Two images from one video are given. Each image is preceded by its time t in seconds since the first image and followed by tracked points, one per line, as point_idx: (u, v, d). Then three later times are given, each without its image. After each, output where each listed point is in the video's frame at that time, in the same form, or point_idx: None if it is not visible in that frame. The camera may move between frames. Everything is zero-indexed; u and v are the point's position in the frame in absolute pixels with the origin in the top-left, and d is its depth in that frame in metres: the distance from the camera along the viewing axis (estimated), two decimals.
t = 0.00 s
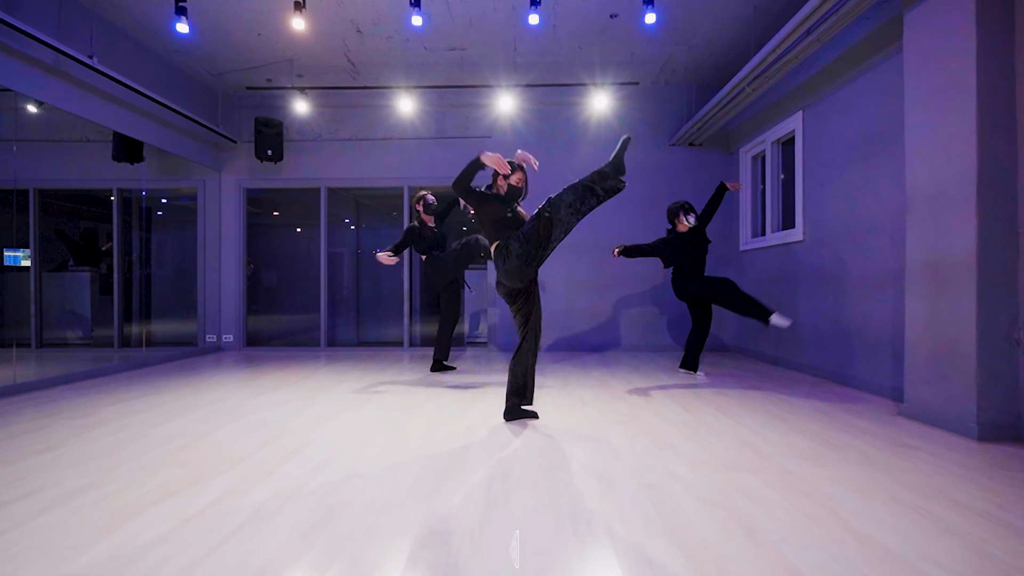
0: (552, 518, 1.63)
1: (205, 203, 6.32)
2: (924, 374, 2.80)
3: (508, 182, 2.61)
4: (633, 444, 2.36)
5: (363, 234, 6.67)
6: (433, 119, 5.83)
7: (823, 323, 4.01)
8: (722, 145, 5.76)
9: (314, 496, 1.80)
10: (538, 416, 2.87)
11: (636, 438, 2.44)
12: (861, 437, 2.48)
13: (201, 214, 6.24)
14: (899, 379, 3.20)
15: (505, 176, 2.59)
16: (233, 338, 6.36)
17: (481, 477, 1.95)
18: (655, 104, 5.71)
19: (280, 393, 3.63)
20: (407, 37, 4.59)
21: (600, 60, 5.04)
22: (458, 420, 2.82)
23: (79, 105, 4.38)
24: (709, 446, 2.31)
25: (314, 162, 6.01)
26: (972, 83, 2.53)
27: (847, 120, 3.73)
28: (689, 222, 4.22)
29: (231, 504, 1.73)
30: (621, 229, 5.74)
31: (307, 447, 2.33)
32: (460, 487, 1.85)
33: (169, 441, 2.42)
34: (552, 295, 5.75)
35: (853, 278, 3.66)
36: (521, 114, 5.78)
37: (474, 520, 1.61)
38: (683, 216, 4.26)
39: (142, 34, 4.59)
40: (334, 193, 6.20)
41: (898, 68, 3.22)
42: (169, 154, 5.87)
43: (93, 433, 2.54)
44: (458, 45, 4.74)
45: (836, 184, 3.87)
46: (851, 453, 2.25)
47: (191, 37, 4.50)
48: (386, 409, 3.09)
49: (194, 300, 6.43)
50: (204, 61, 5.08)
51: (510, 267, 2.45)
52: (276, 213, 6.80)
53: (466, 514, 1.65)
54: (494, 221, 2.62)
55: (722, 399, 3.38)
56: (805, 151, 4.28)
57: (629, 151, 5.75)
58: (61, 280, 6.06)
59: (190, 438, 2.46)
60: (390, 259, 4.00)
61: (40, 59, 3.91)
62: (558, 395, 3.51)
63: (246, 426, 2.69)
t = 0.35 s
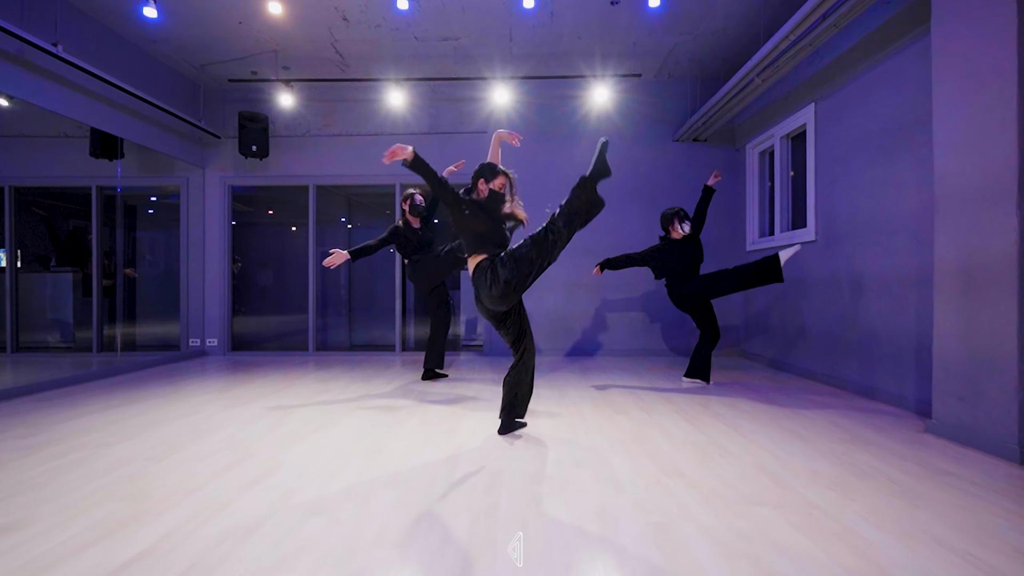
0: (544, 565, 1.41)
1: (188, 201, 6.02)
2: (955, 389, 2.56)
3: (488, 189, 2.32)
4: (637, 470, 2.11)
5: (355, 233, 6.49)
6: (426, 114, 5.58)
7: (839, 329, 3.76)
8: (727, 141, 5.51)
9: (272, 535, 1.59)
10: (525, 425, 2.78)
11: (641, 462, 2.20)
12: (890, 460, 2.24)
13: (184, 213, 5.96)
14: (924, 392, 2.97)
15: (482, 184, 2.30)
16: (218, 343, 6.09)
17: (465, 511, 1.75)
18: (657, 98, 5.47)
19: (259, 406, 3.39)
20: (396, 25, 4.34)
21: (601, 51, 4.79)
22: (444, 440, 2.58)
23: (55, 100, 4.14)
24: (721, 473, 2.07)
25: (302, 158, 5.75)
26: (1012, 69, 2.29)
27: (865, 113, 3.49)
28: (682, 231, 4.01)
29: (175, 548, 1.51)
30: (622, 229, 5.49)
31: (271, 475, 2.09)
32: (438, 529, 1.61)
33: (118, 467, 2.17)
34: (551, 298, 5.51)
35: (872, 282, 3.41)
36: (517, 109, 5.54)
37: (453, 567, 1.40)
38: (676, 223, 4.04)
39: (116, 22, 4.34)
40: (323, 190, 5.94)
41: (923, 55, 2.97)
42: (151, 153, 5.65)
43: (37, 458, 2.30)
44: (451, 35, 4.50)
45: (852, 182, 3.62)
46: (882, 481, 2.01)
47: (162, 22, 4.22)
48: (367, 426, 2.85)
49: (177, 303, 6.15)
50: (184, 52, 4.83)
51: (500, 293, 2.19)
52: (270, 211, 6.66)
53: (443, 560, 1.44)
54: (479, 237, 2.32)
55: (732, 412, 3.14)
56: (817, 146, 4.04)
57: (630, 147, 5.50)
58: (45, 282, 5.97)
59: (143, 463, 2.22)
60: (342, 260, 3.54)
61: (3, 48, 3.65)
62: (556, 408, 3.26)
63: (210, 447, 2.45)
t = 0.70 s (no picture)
0: (543, 567, 1.44)
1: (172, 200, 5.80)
2: (987, 403, 2.35)
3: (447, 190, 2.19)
4: (643, 497, 1.90)
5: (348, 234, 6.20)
6: (419, 110, 5.37)
7: (854, 336, 3.55)
8: (732, 139, 5.30)
9: (269, 541, 1.60)
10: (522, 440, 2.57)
11: (647, 488, 1.98)
12: (923, 485, 2.03)
13: (168, 213, 5.74)
14: (949, 405, 2.76)
15: (438, 181, 2.18)
16: (203, 348, 5.86)
17: (457, 514, 1.78)
18: (660, 94, 5.26)
19: (237, 418, 3.17)
20: (386, 16, 4.13)
21: (601, 44, 4.58)
22: (430, 458, 2.38)
23: (33, 95, 3.94)
24: (737, 501, 1.86)
25: (291, 156, 5.54)
26: None
27: (882, 107, 3.29)
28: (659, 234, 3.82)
29: None
30: (624, 230, 5.29)
31: (236, 504, 1.87)
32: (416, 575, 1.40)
33: (66, 495, 1.96)
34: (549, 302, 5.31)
35: (890, 286, 3.21)
36: (514, 105, 5.33)
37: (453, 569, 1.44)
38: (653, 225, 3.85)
39: (92, 12, 4.13)
40: (313, 190, 5.74)
41: (948, 43, 2.77)
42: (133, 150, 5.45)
43: None
44: (444, 27, 4.29)
45: (868, 180, 3.41)
46: (918, 510, 1.81)
47: (128, 8, 4.00)
48: (348, 443, 2.63)
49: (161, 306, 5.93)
50: (165, 44, 4.62)
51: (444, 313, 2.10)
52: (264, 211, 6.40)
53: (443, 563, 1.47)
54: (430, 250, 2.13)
55: (741, 426, 2.93)
56: (829, 143, 3.83)
57: (631, 144, 5.29)
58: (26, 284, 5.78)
59: (94, 490, 2.00)
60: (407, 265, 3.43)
61: None
62: (554, 421, 3.05)
63: (172, 470, 2.23)
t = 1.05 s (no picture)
0: (543, 564, 1.45)
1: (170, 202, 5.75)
2: (1004, 408, 2.27)
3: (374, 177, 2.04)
4: (649, 506, 1.83)
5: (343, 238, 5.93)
6: (419, 111, 5.31)
7: (862, 340, 3.47)
8: (735, 140, 5.24)
9: (266, 546, 1.56)
10: (484, 451, 2.49)
11: (653, 497, 1.91)
12: (941, 494, 1.95)
13: (165, 214, 5.69)
14: (963, 410, 2.68)
15: (361, 171, 2.04)
16: (200, 350, 5.79)
17: (452, 513, 1.79)
18: (662, 95, 5.21)
19: (231, 423, 3.10)
20: (385, 14, 4.08)
21: (604, 43, 4.53)
22: (427, 465, 2.30)
23: (31, 94, 3.90)
24: (747, 510, 1.79)
25: (290, 157, 5.49)
26: None
27: (891, 105, 3.23)
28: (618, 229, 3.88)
29: None
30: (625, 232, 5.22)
31: (225, 513, 1.80)
32: None
33: (48, 503, 1.88)
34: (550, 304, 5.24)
35: (899, 288, 3.13)
36: (515, 106, 5.28)
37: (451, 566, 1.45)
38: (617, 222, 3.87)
39: (89, 11, 4.08)
40: (312, 191, 5.69)
41: (959, 39, 2.71)
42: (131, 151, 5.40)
43: None
44: (445, 26, 4.24)
45: (875, 180, 3.35)
46: (937, 520, 1.73)
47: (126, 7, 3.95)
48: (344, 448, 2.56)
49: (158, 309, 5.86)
50: (163, 43, 4.57)
51: (341, 332, 1.95)
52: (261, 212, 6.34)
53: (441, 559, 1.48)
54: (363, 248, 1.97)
55: (747, 431, 2.85)
56: (835, 143, 3.76)
57: (633, 145, 5.23)
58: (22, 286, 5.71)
59: (77, 498, 1.92)
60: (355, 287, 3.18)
61: None
62: (555, 426, 2.97)
63: (161, 476, 2.15)
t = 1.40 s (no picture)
0: (547, 564, 1.45)
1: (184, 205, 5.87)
2: (1005, 407, 2.34)
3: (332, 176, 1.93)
4: (661, 498, 1.90)
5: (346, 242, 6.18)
6: (429, 117, 5.42)
7: (866, 342, 3.53)
8: (740, 146, 5.33)
9: (296, 532, 1.64)
10: (498, 447, 2.56)
11: (664, 490, 1.98)
12: (943, 488, 2.02)
13: (179, 217, 5.80)
14: (964, 410, 2.75)
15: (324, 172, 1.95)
16: (213, 351, 5.89)
17: (454, 515, 1.76)
18: (668, 101, 5.30)
19: (250, 419, 3.18)
20: (398, 23, 4.19)
21: (611, 51, 4.63)
22: (444, 459, 2.38)
23: (51, 99, 3.99)
24: (756, 502, 1.86)
25: (301, 161, 5.59)
26: None
27: (893, 113, 3.31)
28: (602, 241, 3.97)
29: None
30: (631, 236, 5.31)
31: (255, 501, 1.88)
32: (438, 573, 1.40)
33: (85, 492, 1.97)
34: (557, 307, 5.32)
35: (901, 290, 3.21)
36: (523, 112, 5.38)
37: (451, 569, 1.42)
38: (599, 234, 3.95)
39: (111, 19, 4.21)
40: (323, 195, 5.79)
41: (959, 50, 2.80)
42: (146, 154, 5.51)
43: None
44: (455, 34, 4.34)
45: (878, 186, 3.43)
46: (939, 512, 1.81)
47: (151, 16, 4.08)
48: (362, 443, 2.64)
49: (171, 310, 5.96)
50: (181, 51, 4.69)
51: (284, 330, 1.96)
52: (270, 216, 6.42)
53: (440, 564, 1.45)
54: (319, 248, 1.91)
55: (754, 430, 2.92)
56: (838, 149, 3.85)
57: (639, 150, 5.33)
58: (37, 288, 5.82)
59: (113, 487, 2.01)
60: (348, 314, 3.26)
61: None
62: (566, 424, 3.04)
63: (188, 468, 2.24)
